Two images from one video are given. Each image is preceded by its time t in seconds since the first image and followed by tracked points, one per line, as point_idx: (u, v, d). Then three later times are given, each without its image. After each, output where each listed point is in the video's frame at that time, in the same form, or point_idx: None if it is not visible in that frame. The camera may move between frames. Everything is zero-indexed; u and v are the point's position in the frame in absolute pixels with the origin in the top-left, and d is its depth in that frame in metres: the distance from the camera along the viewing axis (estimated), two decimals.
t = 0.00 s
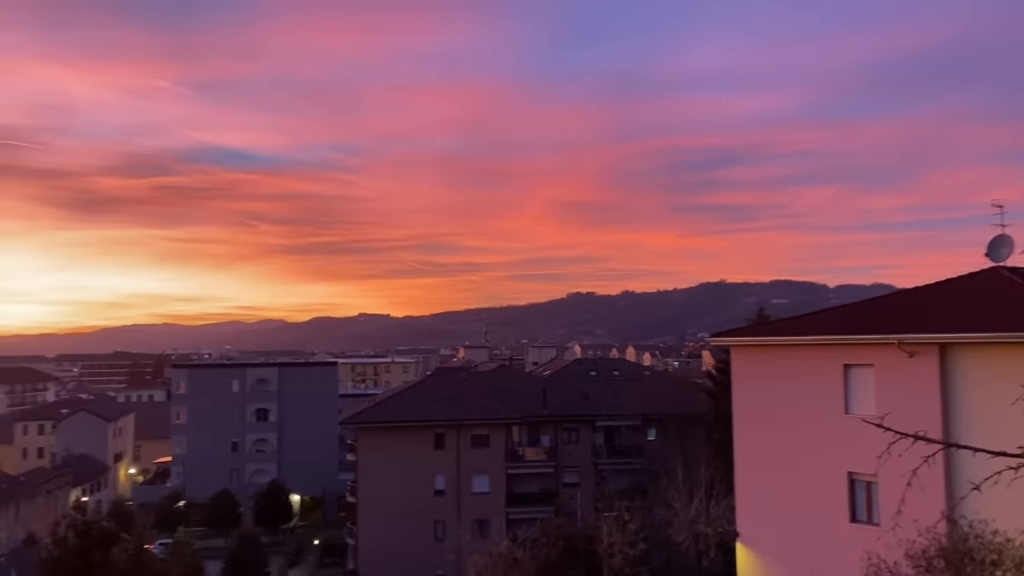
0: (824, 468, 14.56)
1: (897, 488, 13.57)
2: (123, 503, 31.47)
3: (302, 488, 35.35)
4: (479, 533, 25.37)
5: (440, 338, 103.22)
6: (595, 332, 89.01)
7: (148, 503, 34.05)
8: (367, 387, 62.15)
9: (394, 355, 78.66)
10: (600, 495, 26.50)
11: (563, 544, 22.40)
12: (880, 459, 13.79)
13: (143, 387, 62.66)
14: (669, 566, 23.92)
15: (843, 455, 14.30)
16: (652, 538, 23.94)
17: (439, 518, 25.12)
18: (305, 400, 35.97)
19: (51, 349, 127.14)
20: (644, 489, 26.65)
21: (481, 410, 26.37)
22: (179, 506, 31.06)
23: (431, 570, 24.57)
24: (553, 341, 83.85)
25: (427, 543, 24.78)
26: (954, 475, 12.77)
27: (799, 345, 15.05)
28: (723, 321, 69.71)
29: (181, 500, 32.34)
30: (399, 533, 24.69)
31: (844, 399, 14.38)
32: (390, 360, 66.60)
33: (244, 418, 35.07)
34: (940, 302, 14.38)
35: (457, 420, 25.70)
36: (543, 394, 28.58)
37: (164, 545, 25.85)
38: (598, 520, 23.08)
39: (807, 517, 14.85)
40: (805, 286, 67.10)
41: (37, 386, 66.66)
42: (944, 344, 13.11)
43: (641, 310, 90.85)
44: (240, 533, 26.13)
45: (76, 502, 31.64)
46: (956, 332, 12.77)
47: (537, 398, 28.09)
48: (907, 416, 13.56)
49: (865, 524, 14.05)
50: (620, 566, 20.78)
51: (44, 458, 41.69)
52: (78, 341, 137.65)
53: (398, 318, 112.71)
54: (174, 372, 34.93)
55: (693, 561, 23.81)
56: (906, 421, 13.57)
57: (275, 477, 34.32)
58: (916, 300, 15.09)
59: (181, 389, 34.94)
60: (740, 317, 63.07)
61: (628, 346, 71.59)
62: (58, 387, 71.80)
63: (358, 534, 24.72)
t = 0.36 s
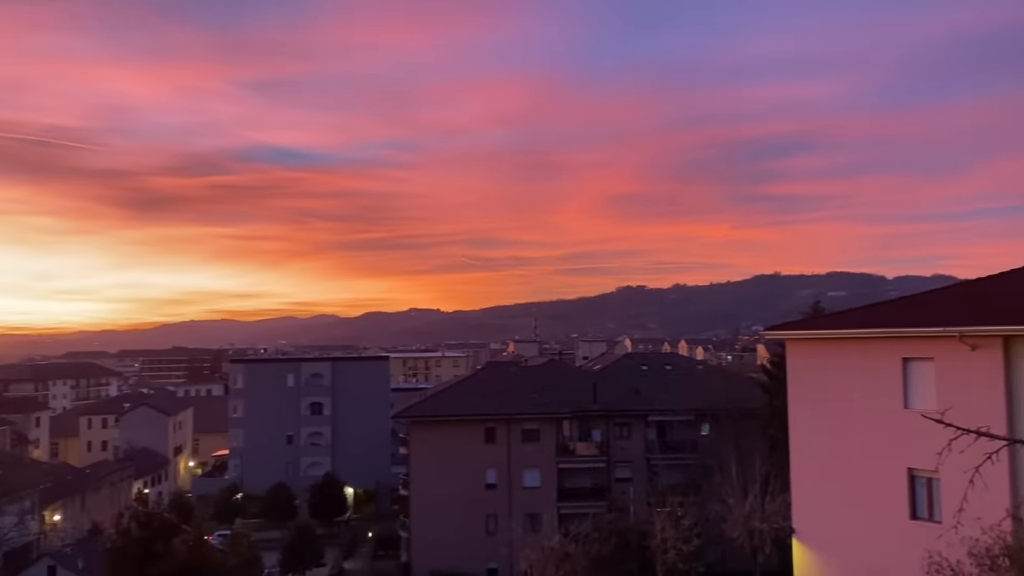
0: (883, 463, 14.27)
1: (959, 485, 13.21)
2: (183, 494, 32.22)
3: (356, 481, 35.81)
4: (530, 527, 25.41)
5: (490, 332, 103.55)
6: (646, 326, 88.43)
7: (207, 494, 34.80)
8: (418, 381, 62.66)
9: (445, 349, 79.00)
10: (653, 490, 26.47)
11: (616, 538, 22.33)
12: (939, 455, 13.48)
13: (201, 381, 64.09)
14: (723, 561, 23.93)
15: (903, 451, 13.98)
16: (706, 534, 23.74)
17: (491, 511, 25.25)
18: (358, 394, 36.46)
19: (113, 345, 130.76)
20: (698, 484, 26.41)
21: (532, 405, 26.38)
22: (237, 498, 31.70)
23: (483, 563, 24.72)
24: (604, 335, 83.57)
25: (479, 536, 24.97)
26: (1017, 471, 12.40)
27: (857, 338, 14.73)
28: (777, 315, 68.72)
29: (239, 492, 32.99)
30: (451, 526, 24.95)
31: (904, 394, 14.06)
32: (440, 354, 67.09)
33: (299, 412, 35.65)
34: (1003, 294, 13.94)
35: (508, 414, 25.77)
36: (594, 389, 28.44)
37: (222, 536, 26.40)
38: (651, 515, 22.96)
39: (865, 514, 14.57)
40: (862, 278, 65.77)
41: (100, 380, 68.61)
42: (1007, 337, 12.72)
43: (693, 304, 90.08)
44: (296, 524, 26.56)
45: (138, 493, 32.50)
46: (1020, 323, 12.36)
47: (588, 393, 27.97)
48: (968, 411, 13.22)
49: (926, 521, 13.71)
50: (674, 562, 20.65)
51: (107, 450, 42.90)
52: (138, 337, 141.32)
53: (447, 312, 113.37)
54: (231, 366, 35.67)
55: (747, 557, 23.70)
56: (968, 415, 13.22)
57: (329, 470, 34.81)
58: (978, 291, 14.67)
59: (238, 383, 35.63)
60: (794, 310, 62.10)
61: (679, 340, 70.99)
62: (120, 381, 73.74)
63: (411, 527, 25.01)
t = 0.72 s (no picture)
0: (947, 459, 13.92)
1: None
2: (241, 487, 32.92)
3: (409, 474, 36.22)
4: (582, 521, 25.38)
5: (540, 327, 103.54)
6: (698, 320, 87.53)
7: (264, 487, 35.50)
8: (469, 375, 62.98)
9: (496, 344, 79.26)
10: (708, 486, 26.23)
11: (669, 534, 22.15)
12: (1005, 451, 13.09)
13: (257, 376, 65.35)
14: (778, 558, 23.64)
15: (967, 446, 13.62)
16: (761, 530, 23.45)
17: (543, 506, 25.29)
18: (410, 389, 36.79)
19: (173, 341, 134.01)
20: (753, 480, 26.05)
21: (582, 400, 26.31)
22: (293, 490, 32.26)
23: (536, 557, 24.77)
24: (655, 330, 82.96)
25: (531, 530, 25.05)
26: None
27: (917, 331, 14.35)
28: (833, 308, 67.39)
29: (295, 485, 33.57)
30: (504, 520, 25.07)
31: (967, 388, 13.70)
32: (492, 349, 67.35)
33: (353, 406, 36.10)
34: None
35: (559, 409, 25.75)
36: (645, 383, 28.22)
37: (279, 528, 26.94)
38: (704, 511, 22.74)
39: (927, 510, 14.25)
40: (922, 270, 64.11)
41: (161, 376, 70.42)
42: None
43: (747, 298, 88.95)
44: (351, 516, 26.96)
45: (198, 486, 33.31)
46: None
47: (640, 388, 27.77)
48: None
49: (991, 519, 13.36)
50: (728, 558, 20.42)
51: (168, 444, 44.06)
52: (196, 333, 144.61)
53: (498, 307, 113.67)
54: (286, 361, 36.28)
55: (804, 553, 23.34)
56: None
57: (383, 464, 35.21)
58: None
59: (293, 377, 36.17)
60: (851, 303, 60.81)
61: (732, 334, 70.10)
62: (180, 377, 75.60)
63: (464, 521, 25.19)
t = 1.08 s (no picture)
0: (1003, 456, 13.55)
1: None
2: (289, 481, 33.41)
3: (453, 469, 36.44)
4: (627, 517, 25.26)
5: (583, 322, 103.25)
6: (744, 315, 86.54)
7: (311, 481, 35.98)
8: (511, 371, 63.11)
9: (538, 340, 79.25)
10: (754, 481, 25.92)
11: (714, 530, 21.93)
12: None
13: (304, 371, 66.19)
14: (827, 555, 23.29)
15: None
16: (809, 527, 23.12)
17: (587, 501, 25.22)
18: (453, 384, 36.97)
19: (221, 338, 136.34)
20: (800, 476, 25.67)
21: (626, 394, 26.18)
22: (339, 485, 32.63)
23: (580, 552, 24.75)
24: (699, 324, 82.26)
25: (575, 525, 25.02)
26: None
27: (970, 324, 13.98)
28: (882, 302, 66.17)
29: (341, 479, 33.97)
30: (547, 516, 25.09)
31: None
32: (534, 345, 67.36)
33: (397, 401, 36.37)
34: None
35: (602, 404, 25.64)
36: (690, 378, 27.95)
37: (326, 522, 27.29)
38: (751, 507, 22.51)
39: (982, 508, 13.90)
40: (976, 261, 62.57)
41: (210, 371, 71.73)
42: None
43: (793, 291, 87.72)
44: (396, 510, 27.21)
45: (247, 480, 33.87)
46: None
47: (683, 383, 27.53)
48: None
49: None
50: (775, 554, 20.18)
51: (217, 438, 44.86)
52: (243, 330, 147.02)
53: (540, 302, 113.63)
54: (331, 357, 36.66)
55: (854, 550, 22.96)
56: None
57: (427, 458, 35.44)
58: None
59: (338, 373, 36.52)
60: (900, 297, 59.65)
61: (779, 328, 69.17)
62: (229, 372, 76.98)
63: (508, 515, 25.28)
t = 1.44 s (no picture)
0: None
1: None
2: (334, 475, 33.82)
3: (495, 463, 36.54)
4: (671, 512, 25.07)
5: (625, 316, 102.68)
6: (790, 308, 85.29)
7: (356, 474, 36.35)
8: (553, 365, 63.04)
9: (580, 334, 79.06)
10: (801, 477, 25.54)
11: (760, 525, 21.63)
12: None
13: (348, 367, 66.92)
14: (876, 551, 22.88)
15: None
16: (857, 522, 22.71)
17: (630, 496, 25.09)
18: (496, 378, 37.08)
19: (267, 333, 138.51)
20: (849, 472, 25.23)
21: (669, 389, 25.99)
22: (383, 478, 32.93)
23: (624, 546, 24.61)
24: (744, 318, 81.32)
25: (619, 519, 24.92)
26: None
27: None
28: (932, 294, 64.71)
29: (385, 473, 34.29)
30: (591, 510, 25.03)
31: None
32: (576, 339, 67.17)
33: (439, 395, 36.56)
34: None
35: (645, 398, 25.48)
36: (734, 372, 27.63)
37: (371, 515, 27.62)
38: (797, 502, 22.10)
39: None
40: None
41: (256, 366, 72.80)
42: None
43: (841, 285, 86.32)
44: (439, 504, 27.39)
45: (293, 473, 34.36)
46: None
47: (728, 377, 27.23)
48: None
49: None
50: (822, 550, 19.89)
51: (264, 432, 45.61)
52: (289, 325, 149.11)
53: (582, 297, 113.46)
54: (375, 352, 36.98)
55: (905, 546, 22.48)
56: None
57: (470, 452, 35.59)
58: None
59: (382, 367, 36.82)
60: (951, 290, 58.26)
61: (825, 322, 68.14)
62: (275, 367, 78.20)
63: (551, 509, 25.30)
